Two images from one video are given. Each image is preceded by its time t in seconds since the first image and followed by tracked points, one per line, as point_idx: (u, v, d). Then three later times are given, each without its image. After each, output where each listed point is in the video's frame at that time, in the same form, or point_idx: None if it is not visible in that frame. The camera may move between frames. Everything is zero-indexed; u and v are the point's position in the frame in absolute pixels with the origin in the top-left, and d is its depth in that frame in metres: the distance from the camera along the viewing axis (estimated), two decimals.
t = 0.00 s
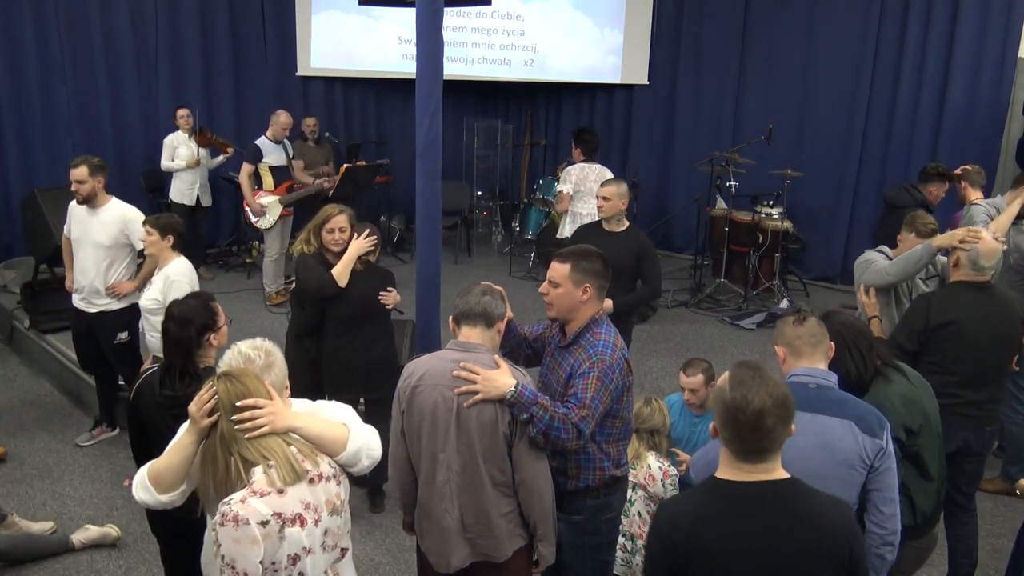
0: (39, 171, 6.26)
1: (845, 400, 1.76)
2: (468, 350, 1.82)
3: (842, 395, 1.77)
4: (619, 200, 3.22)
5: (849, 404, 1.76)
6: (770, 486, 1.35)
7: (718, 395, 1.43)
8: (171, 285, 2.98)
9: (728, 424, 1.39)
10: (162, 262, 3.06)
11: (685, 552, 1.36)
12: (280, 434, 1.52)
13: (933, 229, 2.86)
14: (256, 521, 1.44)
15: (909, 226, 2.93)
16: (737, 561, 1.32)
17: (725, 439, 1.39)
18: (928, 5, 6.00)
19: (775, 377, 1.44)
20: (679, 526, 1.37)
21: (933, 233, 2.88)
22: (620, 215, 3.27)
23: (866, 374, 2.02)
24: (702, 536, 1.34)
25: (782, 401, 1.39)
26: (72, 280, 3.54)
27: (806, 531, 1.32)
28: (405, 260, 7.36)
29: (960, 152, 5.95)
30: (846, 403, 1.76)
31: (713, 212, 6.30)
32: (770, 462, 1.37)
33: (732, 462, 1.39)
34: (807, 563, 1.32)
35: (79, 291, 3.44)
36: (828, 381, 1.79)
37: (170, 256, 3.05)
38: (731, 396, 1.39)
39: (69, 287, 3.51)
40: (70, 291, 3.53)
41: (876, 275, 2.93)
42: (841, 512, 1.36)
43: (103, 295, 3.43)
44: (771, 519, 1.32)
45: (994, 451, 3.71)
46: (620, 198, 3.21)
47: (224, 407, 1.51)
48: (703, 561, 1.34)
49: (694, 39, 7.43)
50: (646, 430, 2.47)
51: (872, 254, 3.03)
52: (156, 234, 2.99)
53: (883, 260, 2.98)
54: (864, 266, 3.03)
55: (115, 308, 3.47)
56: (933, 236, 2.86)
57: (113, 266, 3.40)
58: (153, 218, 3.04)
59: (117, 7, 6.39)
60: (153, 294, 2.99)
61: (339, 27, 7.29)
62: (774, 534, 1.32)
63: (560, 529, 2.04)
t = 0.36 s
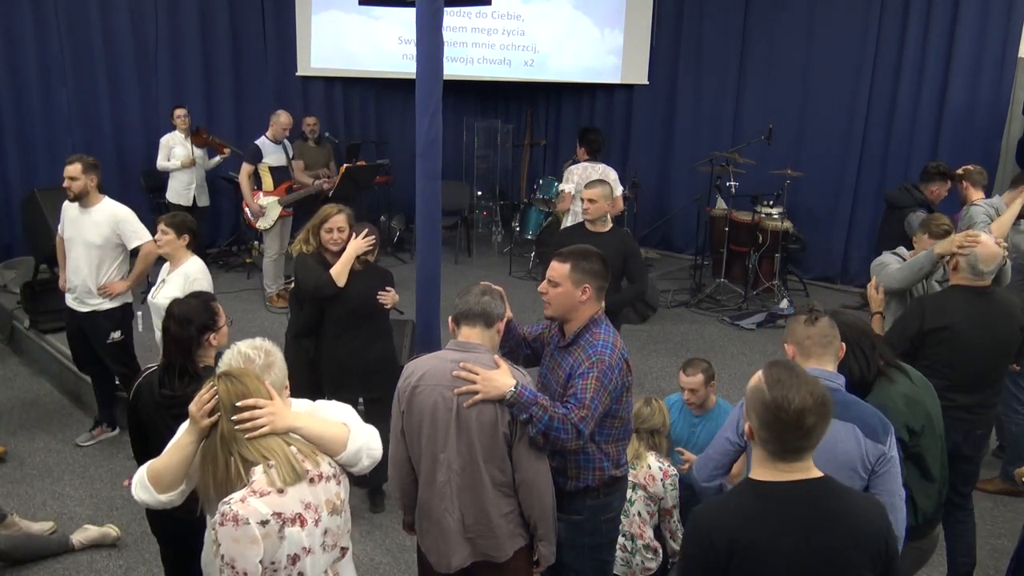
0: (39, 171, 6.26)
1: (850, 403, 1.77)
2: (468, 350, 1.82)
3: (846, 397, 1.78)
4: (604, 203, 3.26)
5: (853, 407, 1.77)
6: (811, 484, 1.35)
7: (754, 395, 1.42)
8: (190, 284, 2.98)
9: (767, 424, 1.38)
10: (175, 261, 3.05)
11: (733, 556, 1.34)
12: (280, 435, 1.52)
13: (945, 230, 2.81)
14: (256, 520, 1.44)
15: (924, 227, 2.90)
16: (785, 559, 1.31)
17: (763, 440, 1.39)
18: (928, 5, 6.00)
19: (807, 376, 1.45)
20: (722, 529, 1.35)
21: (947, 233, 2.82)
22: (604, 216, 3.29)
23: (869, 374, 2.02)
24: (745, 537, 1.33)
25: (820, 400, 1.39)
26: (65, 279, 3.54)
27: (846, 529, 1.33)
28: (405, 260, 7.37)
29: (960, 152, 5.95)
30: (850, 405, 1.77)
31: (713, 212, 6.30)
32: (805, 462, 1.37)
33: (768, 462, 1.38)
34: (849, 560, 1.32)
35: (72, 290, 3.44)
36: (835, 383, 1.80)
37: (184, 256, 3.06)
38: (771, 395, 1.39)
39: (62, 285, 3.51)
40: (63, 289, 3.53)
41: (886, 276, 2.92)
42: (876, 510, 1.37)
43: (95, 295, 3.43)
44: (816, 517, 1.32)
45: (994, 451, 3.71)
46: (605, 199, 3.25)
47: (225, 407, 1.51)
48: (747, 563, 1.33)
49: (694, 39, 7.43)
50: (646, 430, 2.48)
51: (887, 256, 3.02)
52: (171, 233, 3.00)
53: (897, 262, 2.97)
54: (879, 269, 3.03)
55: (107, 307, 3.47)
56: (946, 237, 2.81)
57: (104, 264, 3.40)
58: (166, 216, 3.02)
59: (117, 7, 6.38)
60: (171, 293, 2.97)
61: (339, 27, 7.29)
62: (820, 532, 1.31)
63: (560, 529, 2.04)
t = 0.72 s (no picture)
0: (39, 171, 6.27)
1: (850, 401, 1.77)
2: (467, 350, 1.82)
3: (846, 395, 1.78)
4: (584, 200, 3.28)
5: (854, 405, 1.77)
6: (827, 484, 1.36)
7: (774, 388, 1.42)
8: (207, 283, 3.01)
9: (787, 418, 1.38)
10: (184, 262, 3.06)
11: (746, 553, 1.34)
12: (280, 435, 1.52)
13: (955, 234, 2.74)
14: (254, 520, 1.44)
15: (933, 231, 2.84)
16: (798, 557, 1.31)
17: (781, 433, 1.38)
18: (928, 5, 6.00)
19: (826, 372, 1.45)
20: (735, 525, 1.35)
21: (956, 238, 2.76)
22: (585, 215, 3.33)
23: (872, 374, 2.02)
24: (754, 533, 1.33)
25: (841, 401, 1.39)
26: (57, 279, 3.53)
27: (857, 533, 1.32)
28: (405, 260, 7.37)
29: (960, 151, 5.94)
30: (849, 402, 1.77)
31: (713, 212, 6.30)
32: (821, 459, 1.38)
33: (785, 457, 1.38)
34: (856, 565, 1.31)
35: (65, 289, 3.43)
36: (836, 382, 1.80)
37: (195, 257, 3.07)
38: (792, 389, 1.39)
39: (54, 286, 3.49)
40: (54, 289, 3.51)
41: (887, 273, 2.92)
42: (890, 517, 1.37)
43: (90, 293, 3.43)
44: (831, 515, 1.32)
45: (994, 451, 3.70)
46: (584, 196, 3.27)
47: (225, 407, 1.51)
48: (753, 559, 1.33)
49: (694, 40, 7.43)
50: (646, 430, 2.48)
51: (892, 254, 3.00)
52: (183, 235, 2.99)
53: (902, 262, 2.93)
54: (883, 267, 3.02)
55: (104, 304, 3.47)
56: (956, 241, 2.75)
57: (99, 263, 3.42)
58: (174, 217, 3.02)
59: (117, 7, 6.38)
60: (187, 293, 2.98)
61: (339, 27, 7.28)
62: (833, 533, 1.31)
63: (560, 529, 2.04)
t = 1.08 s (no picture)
0: (39, 171, 6.27)
1: (846, 399, 1.77)
2: (467, 350, 1.82)
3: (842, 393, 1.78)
4: (571, 202, 3.25)
5: (851, 403, 1.77)
6: (808, 486, 1.35)
7: (765, 383, 1.43)
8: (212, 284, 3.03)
9: (773, 412, 1.39)
10: (185, 263, 3.06)
11: (715, 549, 1.35)
12: (280, 436, 1.52)
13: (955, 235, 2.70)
14: (254, 521, 1.44)
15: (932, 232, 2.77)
16: (765, 555, 1.31)
17: (765, 427, 1.39)
18: (929, 5, 6.00)
19: (821, 374, 1.46)
20: (706, 518, 1.36)
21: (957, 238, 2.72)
22: (572, 218, 3.29)
23: (872, 373, 2.02)
24: (729, 529, 1.34)
25: (829, 404, 1.39)
26: (54, 280, 3.49)
27: (835, 539, 1.31)
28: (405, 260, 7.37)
29: (960, 151, 5.95)
30: (845, 400, 1.77)
31: (712, 212, 6.30)
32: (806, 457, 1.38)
33: (768, 452, 1.39)
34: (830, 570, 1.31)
35: (70, 290, 3.42)
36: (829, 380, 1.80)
37: (196, 258, 3.08)
38: (782, 385, 1.40)
39: (53, 288, 3.45)
40: (53, 292, 3.49)
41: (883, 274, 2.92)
42: (872, 526, 1.35)
43: (97, 291, 3.43)
44: (806, 518, 1.32)
45: (994, 451, 3.70)
46: (571, 200, 3.23)
47: (225, 408, 1.51)
48: (727, 554, 1.33)
49: (694, 39, 7.43)
50: (646, 430, 2.48)
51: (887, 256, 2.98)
52: (184, 236, 2.99)
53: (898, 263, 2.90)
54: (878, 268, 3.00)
55: (111, 302, 3.48)
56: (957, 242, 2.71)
57: (104, 260, 3.42)
58: (176, 219, 3.01)
59: (117, 7, 6.38)
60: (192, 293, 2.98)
61: (339, 27, 7.29)
62: (809, 536, 1.31)
63: (560, 529, 2.04)
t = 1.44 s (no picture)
0: (39, 170, 6.27)
1: (842, 397, 1.76)
2: (467, 351, 1.82)
3: (838, 391, 1.77)
4: (574, 203, 3.29)
5: (846, 400, 1.76)
6: (782, 485, 1.35)
7: (740, 379, 1.44)
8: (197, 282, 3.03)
9: (746, 407, 1.39)
10: (173, 259, 3.06)
11: (683, 543, 1.36)
12: (280, 436, 1.52)
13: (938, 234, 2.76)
14: (256, 522, 1.45)
15: (914, 231, 2.83)
16: (733, 552, 1.32)
17: (739, 423, 1.40)
18: (929, 4, 5.99)
19: (796, 371, 1.46)
20: (676, 513, 1.37)
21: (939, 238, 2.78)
22: (578, 219, 3.31)
23: (870, 373, 2.02)
24: (698, 526, 1.34)
25: (803, 401, 1.39)
26: (59, 282, 3.48)
27: (802, 539, 1.31)
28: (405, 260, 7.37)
29: (959, 151, 5.95)
30: (841, 398, 1.77)
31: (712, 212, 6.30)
32: (781, 454, 1.38)
33: (742, 449, 1.39)
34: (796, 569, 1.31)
35: (77, 290, 3.41)
36: (822, 378, 1.80)
37: (184, 255, 3.08)
38: (755, 380, 1.41)
39: (57, 288, 3.44)
40: (59, 292, 3.48)
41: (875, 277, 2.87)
42: (842, 526, 1.35)
43: (105, 291, 3.43)
44: (775, 518, 1.32)
45: (994, 451, 3.70)
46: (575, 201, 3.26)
47: (225, 408, 1.51)
48: (694, 550, 1.35)
49: (694, 39, 7.43)
50: (646, 430, 2.48)
51: (873, 260, 2.97)
52: (175, 233, 2.99)
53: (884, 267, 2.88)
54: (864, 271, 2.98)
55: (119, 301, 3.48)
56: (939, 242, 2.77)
57: (112, 260, 3.42)
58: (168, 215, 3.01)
59: (117, 7, 6.39)
60: (178, 290, 3.01)
61: (339, 27, 7.28)
62: (777, 534, 1.31)
63: (560, 529, 2.05)
